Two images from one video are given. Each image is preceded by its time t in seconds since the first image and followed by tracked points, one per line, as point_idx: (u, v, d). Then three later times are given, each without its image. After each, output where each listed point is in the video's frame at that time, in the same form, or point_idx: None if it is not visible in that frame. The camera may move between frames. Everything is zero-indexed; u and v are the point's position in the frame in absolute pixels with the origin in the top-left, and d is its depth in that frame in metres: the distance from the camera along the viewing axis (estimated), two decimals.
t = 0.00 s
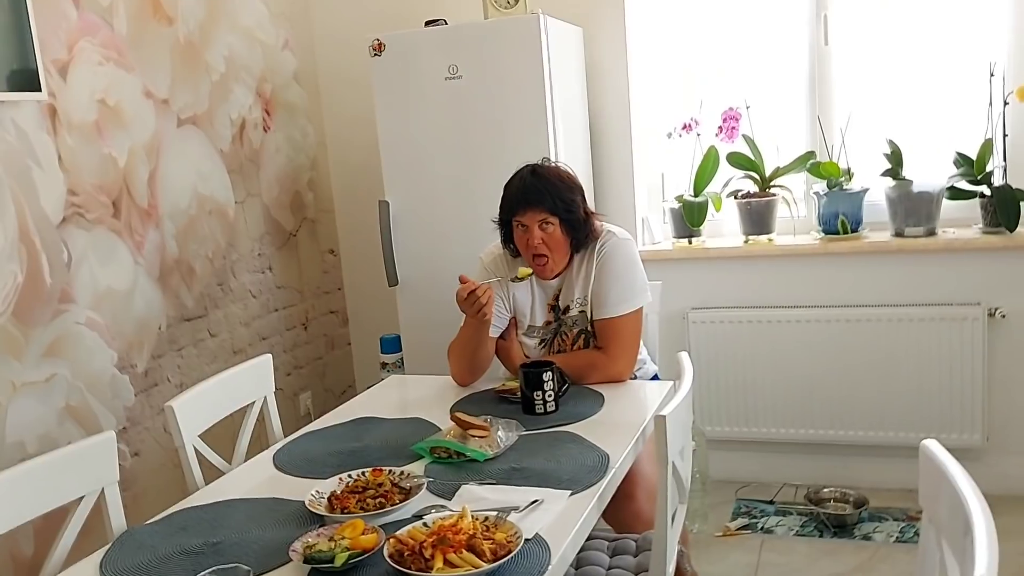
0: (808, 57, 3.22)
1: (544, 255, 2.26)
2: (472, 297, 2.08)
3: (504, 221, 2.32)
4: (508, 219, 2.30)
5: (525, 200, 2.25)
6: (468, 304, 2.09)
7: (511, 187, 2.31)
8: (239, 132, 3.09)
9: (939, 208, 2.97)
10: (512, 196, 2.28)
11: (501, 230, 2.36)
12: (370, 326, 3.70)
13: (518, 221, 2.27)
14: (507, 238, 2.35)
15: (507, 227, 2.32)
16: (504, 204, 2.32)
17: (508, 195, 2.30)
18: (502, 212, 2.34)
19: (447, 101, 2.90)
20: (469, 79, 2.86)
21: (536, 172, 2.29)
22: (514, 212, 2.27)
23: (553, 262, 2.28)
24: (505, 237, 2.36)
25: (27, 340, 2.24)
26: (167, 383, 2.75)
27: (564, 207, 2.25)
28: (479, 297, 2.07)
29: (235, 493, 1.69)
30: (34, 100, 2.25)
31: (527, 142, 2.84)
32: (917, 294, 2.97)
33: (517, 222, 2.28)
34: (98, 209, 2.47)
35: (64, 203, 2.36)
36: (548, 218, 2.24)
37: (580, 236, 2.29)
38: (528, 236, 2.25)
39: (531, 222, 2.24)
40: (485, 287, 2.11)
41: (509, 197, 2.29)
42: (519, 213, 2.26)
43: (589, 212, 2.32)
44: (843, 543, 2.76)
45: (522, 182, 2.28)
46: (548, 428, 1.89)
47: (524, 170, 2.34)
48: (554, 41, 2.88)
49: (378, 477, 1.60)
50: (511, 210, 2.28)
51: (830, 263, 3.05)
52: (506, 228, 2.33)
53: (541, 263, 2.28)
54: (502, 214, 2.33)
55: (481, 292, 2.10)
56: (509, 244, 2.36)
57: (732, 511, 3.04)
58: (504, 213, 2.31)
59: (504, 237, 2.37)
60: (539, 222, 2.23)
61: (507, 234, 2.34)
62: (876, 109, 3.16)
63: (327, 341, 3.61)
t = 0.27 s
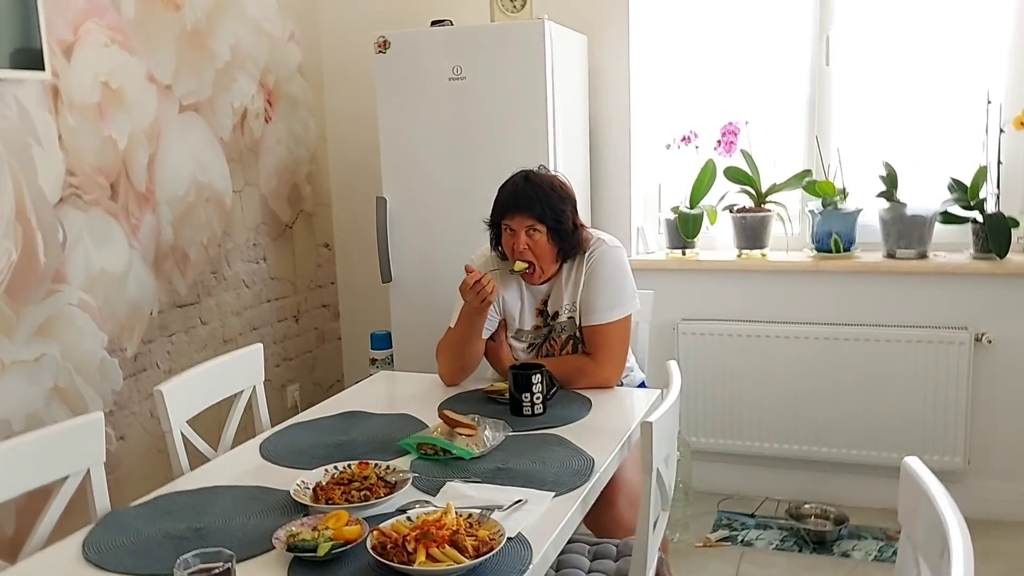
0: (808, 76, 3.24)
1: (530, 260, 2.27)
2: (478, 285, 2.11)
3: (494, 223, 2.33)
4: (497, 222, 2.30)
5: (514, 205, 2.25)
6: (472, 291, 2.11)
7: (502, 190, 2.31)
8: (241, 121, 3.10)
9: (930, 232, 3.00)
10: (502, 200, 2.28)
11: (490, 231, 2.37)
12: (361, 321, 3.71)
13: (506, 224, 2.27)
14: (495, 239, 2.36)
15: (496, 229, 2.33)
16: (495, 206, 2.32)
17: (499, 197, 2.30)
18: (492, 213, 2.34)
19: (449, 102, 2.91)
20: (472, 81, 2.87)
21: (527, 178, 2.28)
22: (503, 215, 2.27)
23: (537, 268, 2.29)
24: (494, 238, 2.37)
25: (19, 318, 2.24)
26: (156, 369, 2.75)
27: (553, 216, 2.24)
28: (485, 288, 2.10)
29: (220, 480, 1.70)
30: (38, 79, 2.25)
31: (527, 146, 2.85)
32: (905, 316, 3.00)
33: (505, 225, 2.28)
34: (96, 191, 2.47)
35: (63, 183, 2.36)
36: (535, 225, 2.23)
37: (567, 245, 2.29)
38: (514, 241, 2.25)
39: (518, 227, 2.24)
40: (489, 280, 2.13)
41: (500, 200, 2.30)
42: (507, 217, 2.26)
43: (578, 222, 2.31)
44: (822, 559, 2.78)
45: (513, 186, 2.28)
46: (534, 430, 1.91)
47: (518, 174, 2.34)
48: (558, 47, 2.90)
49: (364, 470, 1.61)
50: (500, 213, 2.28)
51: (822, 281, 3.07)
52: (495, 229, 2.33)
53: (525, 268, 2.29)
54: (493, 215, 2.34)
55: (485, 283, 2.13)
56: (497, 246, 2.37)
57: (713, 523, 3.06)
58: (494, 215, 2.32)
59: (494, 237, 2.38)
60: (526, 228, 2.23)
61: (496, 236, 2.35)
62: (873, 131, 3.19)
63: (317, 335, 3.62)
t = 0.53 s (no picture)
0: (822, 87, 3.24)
1: (533, 271, 2.25)
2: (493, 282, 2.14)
3: (499, 233, 2.32)
4: (502, 231, 2.29)
5: (517, 215, 2.23)
6: (485, 288, 2.14)
7: (507, 200, 2.29)
8: (253, 112, 3.10)
9: (939, 248, 2.99)
10: (506, 210, 2.27)
11: (496, 240, 2.35)
12: (366, 316, 3.72)
13: (509, 234, 2.25)
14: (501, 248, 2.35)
15: (502, 238, 2.32)
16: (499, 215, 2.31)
17: (504, 207, 2.29)
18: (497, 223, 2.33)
19: (463, 100, 2.91)
20: (486, 80, 2.88)
21: (532, 188, 2.27)
22: (507, 225, 2.26)
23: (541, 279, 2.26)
24: (499, 247, 2.36)
25: (27, 301, 2.25)
26: (161, 356, 2.76)
27: (555, 226, 2.22)
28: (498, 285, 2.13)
29: (224, 470, 1.71)
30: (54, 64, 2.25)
31: (538, 147, 2.86)
32: (910, 331, 3.00)
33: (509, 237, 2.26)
34: (108, 177, 2.48)
35: (75, 168, 2.36)
36: (538, 236, 2.21)
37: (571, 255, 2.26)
38: (517, 251, 2.23)
39: (521, 238, 2.22)
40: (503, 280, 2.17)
41: (504, 210, 2.28)
42: (511, 227, 2.24)
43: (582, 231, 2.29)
44: (818, 570, 2.78)
45: (517, 195, 2.27)
46: (538, 432, 1.91)
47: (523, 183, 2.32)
48: (573, 50, 2.90)
49: (368, 466, 1.62)
50: (504, 223, 2.27)
51: (827, 293, 3.08)
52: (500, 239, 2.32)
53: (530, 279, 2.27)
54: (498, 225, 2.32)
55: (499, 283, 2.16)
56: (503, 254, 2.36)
57: (710, 530, 3.06)
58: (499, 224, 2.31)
59: (500, 246, 2.37)
60: (528, 239, 2.22)
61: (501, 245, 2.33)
62: (885, 144, 3.19)
63: (322, 328, 3.62)
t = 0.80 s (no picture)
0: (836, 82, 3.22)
1: (549, 269, 2.25)
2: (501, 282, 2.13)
3: (512, 233, 2.31)
4: (515, 231, 2.28)
5: (531, 214, 2.22)
6: (493, 289, 2.13)
7: (519, 199, 2.29)
8: (266, 105, 3.11)
9: (952, 244, 2.98)
10: (519, 209, 2.26)
11: (509, 240, 2.35)
12: (377, 309, 3.73)
13: (523, 234, 2.25)
14: (514, 248, 2.34)
15: (515, 238, 2.31)
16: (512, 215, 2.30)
17: (516, 207, 2.28)
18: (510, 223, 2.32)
19: (475, 94, 2.92)
20: (498, 74, 2.88)
21: (543, 186, 2.26)
22: (520, 225, 2.25)
23: (558, 276, 2.26)
24: (512, 246, 2.35)
25: (42, 292, 2.27)
26: (174, 347, 2.78)
27: (569, 224, 2.22)
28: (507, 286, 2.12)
29: (237, 460, 1.72)
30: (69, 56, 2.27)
31: (551, 141, 2.85)
32: (923, 327, 2.99)
33: (524, 236, 2.25)
34: (122, 169, 2.49)
35: (90, 160, 2.38)
36: (553, 234, 2.21)
37: (585, 251, 2.26)
38: (533, 250, 2.23)
39: (536, 237, 2.22)
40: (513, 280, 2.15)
41: (516, 209, 2.27)
42: (524, 227, 2.24)
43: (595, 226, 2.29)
44: (828, 566, 2.78)
45: (529, 195, 2.26)
46: (548, 425, 1.91)
47: (533, 182, 2.32)
48: (586, 44, 2.90)
49: (379, 457, 1.62)
50: (517, 223, 2.26)
51: (840, 288, 3.07)
52: (513, 239, 2.32)
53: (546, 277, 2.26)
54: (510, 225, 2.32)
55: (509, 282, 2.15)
56: (516, 252, 2.36)
57: (720, 525, 3.06)
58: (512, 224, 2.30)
59: (513, 246, 2.37)
60: (543, 237, 2.21)
61: (515, 244, 2.33)
62: (899, 140, 3.17)
63: (333, 321, 3.64)
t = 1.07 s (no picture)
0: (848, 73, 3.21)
1: (566, 261, 2.24)
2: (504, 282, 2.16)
3: (526, 223, 2.29)
4: (530, 222, 2.27)
5: (549, 206, 2.21)
6: (496, 289, 2.16)
7: (535, 190, 2.27)
8: (277, 96, 3.12)
9: (963, 237, 2.96)
10: (535, 200, 2.24)
11: (523, 230, 2.33)
12: (387, 299, 3.73)
13: (540, 225, 2.23)
14: (528, 239, 2.33)
15: (530, 228, 2.29)
16: (527, 206, 2.28)
17: (531, 197, 2.26)
18: (524, 213, 2.30)
19: (485, 84, 2.91)
20: (509, 65, 2.87)
21: (559, 176, 2.25)
22: (537, 216, 2.23)
23: (573, 267, 2.26)
24: (526, 237, 2.34)
25: (54, 280, 2.28)
26: (185, 336, 2.79)
27: (588, 216, 2.21)
28: (509, 286, 2.15)
29: (247, 449, 1.73)
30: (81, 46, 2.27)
31: (561, 132, 2.85)
32: (933, 320, 2.98)
33: (540, 227, 2.24)
34: (134, 158, 2.50)
35: (101, 149, 2.39)
36: (572, 227, 2.20)
37: (601, 242, 2.27)
38: (551, 242, 2.22)
39: (553, 229, 2.21)
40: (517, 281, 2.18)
41: (532, 200, 2.25)
42: (541, 218, 2.22)
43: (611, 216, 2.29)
44: (836, 558, 2.78)
45: (545, 186, 2.24)
46: (557, 416, 1.92)
47: (548, 172, 2.30)
48: (597, 34, 2.89)
49: (388, 447, 1.63)
50: (533, 214, 2.25)
51: (850, 281, 3.06)
52: (527, 229, 2.30)
53: (562, 268, 2.26)
54: (525, 215, 2.30)
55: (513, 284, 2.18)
56: (529, 243, 2.35)
57: (729, 517, 3.06)
58: (527, 214, 2.28)
59: (526, 236, 2.35)
60: (562, 230, 2.20)
61: (529, 235, 2.31)
62: (911, 131, 3.16)
63: (343, 311, 3.64)
